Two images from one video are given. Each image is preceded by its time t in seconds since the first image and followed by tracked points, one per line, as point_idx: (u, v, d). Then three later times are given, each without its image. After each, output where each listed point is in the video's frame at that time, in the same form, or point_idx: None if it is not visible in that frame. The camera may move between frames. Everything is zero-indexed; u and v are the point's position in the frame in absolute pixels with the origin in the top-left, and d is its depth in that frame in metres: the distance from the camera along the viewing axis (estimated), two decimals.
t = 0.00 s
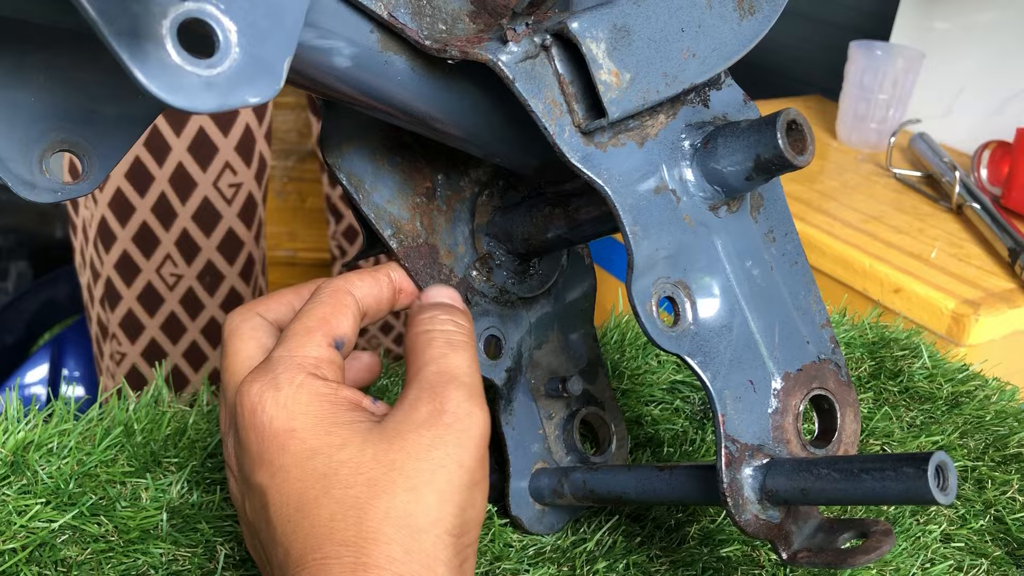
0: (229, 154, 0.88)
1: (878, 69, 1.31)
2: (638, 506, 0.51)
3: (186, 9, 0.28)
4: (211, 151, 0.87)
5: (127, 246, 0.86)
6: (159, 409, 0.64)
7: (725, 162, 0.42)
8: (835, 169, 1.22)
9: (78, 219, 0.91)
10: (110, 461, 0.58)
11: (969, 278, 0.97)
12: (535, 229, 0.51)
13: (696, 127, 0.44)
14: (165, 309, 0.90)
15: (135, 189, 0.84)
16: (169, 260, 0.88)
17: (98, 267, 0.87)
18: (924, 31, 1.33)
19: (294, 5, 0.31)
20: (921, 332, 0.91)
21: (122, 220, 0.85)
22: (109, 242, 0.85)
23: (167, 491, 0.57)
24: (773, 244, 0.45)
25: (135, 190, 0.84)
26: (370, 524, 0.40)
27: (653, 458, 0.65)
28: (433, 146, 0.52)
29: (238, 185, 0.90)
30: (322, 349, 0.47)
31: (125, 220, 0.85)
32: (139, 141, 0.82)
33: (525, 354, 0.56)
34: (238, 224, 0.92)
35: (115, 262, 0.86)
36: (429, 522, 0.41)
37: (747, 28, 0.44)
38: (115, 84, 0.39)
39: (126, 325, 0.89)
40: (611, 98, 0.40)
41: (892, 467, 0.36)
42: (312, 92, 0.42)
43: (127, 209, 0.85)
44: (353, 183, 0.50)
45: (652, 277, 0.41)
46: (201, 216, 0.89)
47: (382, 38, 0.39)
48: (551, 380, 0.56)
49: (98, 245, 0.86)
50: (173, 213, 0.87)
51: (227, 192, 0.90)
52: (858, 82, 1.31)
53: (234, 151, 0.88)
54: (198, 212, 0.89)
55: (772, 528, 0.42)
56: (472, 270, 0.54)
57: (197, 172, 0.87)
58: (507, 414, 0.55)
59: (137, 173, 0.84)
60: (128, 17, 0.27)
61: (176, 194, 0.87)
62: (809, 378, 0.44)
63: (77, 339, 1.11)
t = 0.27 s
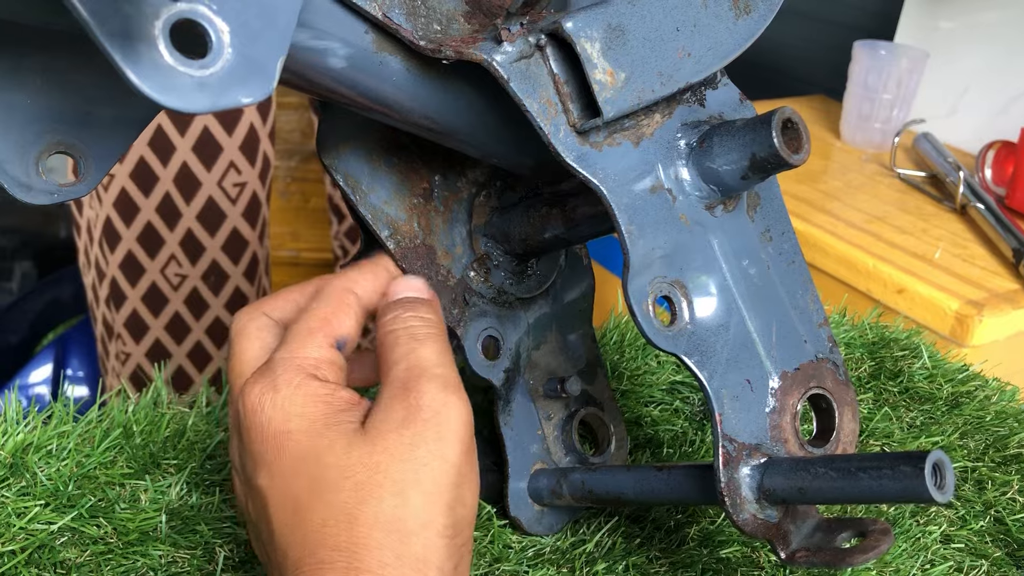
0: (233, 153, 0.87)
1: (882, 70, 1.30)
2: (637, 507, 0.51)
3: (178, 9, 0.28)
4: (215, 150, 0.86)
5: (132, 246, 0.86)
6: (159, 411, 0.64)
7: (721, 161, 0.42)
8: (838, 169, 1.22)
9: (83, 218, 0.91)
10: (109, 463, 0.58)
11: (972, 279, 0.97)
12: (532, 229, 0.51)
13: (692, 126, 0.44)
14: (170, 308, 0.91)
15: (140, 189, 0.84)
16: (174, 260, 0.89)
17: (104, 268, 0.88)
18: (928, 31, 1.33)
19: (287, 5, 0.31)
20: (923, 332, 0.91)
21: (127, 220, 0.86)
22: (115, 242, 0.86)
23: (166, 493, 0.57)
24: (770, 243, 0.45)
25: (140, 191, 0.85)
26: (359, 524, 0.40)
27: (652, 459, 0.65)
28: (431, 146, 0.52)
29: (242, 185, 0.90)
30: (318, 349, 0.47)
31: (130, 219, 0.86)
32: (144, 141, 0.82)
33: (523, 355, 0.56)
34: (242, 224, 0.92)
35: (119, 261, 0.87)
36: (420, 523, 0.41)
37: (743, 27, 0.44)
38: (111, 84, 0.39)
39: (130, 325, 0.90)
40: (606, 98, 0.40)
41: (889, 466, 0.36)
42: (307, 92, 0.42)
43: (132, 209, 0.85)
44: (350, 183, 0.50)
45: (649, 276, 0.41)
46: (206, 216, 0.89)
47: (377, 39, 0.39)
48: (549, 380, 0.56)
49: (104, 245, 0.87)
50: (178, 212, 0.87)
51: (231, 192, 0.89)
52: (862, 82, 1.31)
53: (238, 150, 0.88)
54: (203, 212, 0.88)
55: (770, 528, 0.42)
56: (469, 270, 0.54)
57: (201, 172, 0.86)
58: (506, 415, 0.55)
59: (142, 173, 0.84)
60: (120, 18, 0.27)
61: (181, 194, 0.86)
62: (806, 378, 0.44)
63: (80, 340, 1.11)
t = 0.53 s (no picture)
0: (237, 152, 0.88)
1: (886, 69, 1.30)
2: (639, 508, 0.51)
3: (175, 9, 0.28)
4: (219, 150, 0.87)
5: (136, 246, 0.86)
6: (160, 412, 0.64)
7: (721, 161, 0.42)
8: (841, 169, 1.22)
9: (87, 219, 0.91)
10: (109, 464, 0.58)
11: (975, 279, 0.97)
12: (533, 230, 0.51)
13: (692, 126, 0.44)
14: (172, 309, 0.90)
15: (143, 190, 0.84)
16: (178, 260, 0.89)
17: (106, 268, 0.87)
18: (932, 31, 1.33)
19: (284, 4, 0.31)
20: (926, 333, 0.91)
21: (130, 221, 0.85)
22: (118, 242, 0.85)
23: (167, 495, 0.57)
24: (771, 243, 0.45)
25: (143, 191, 0.84)
26: (365, 542, 0.38)
27: (654, 460, 0.65)
28: (431, 147, 0.52)
29: (245, 184, 0.90)
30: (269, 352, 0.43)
31: (134, 219, 0.85)
32: (148, 141, 0.82)
33: (524, 356, 0.55)
34: (246, 224, 0.92)
35: (123, 262, 0.86)
36: (432, 527, 0.39)
37: (743, 27, 0.44)
38: (109, 85, 0.39)
39: (133, 325, 0.89)
40: (606, 98, 0.40)
41: (891, 467, 0.36)
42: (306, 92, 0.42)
43: (135, 210, 0.85)
44: (350, 184, 0.50)
45: (650, 276, 0.41)
46: (209, 215, 0.90)
47: (376, 39, 0.39)
48: (550, 381, 0.56)
49: (106, 245, 0.85)
50: (182, 212, 0.88)
51: (234, 191, 0.90)
52: (865, 82, 1.31)
53: (241, 149, 0.88)
54: (206, 211, 0.89)
55: (772, 529, 0.42)
56: (470, 271, 0.54)
57: (204, 172, 0.87)
58: (507, 416, 0.54)
59: (144, 173, 0.84)
60: (116, 18, 0.27)
61: (184, 193, 0.87)
62: (808, 378, 0.44)
63: (83, 340, 1.11)
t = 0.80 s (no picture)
0: (240, 152, 0.88)
1: (888, 69, 1.30)
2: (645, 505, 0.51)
3: (189, 7, 0.28)
4: (222, 150, 0.87)
5: (139, 245, 0.86)
6: (167, 408, 0.65)
7: (729, 159, 0.42)
8: (845, 169, 1.22)
9: (91, 218, 0.91)
10: (118, 460, 0.59)
11: (979, 279, 0.97)
12: (540, 227, 0.51)
13: (699, 125, 0.44)
14: (175, 307, 0.91)
15: (146, 189, 0.85)
16: (180, 259, 0.89)
17: (110, 267, 0.87)
18: (935, 31, 1.33)
19: (297, 3, 0.31)
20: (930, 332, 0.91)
21: (134, 219, 0.85)
22: (121, 241, 0.86)
23: (175, 491, 0.57)
24: (777, 241, 0.45)
25: (146, 190, 0.85)
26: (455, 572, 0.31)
27: (660, 457, 0.65)
28: (439, 145, 0.52)
29: (249, 184, 0.90)
30: (374, 329, 0.31)
31: (137, 218, 0.85)
32: (151, 140, 0.83)
33: (530, 353, 0.56)
34: (248, 222, 0.92)
35: (126, 260, 0.87)
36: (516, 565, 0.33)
37: (750, 26, 0.44)
38: (120, 83, 0.39)
39: (137, 323, 0.90)
40: (614, 96, 0.40)
41: (897, 463, 0.36)
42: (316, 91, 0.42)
43: (139, 208, 0.85)
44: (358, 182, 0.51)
45: (657, 274, 0.41)
46: (211, 215, 0.90)
47: (385, 37, 0.39)
48: (556, 379, 0.56)
49: (109, 244, 0.86)
50: (184, 211, 0.88)
51: (238, 190, 0.90)
52: (868, 82, 1.31)
53: (244, 148, 0.88)
54: (209, 211, 0.89)
55: (778, 525, 0.42)
56: (477, 269, 0.54)
57: (208, 170, 0.87)
58: (513, 412, 0.55)
59: (148, 171, 0.84)
60: (131, 17, 0.27)
61: (187, 193, 0.87)
62: (814, 375, 0.44)
63: (88, 338, 1.11)
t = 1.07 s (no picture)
0: (241, 152, 0.88)
1: (891, 69, 1.30)
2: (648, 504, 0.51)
3: (195, 8, 0.28)
4: (223, 150, 0.87)
5: (141, 245, 0.86)
6: (171, 407, 0.65)
7: (733, 160, 0.42)
8: (847, 169, 1.22)
9: (92, 217, 0.91)
10: (122, 458, 0.59)
11: (982, 279, 0.97)
12: (544, 227, 0.51)
13: (703, 125, 0.44)
14: (177, 306, 0.91)
15: (148, 189, 0.84)
16: (182, 258, 0.89)
17: (111, 266, 0.87)
18: (938, 30, 1.33)
19: (302, 5, 0.31)
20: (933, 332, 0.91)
21: (135, 219, 0.85)
22: (123, 240, 0.86)
23: (179, 489, 0.58)
24: (781, 241, 0.45)
25: (148, 189, 0.84)
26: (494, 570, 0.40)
27: (663, 457, 0.65)
28: (443, 145, 0.52)
29: (250, 184, 0.91)
30: (441, 348, 0.44)
31: (139, 218, 0.85)
32: (153, 140, 0.82)
33: (534, 352, 0.56)
34: (249, 222, 0.93)
35: (128, 259, 0.86)
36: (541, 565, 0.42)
37: (754, 26, 0.44)
38: (125, 84, 0.39)
39: (139, 322, 0.90)
40: (618, 96, 0.40)
41: (900, 464, 0.36)
42: (320, 91, 0.42)
43: (140, 208, 0.85)
44: (362, 182, 0.51)
45: (661, 274, 0.41)
46: (213, 215, 0.90)
47: (390, 37, 0.39)
48: (560, 378, 0.56)
49: (111, 243, 0.86)
50: (185, 211, 0.87)
51: (239, 191, 0.90)
52: (871, 82, 1.31)
53: (245, 149, 0.88)
54: (211, 211, 0.89)
55: (781, 525, 0.42)
56: (481, 268, 0.54)
57: (209, 171, 0.87)
58: (516, 412, 0.55)
59: (150, 171, 0.84)
60: (138, 18, 0.27)
61: (189, 193, 0.87)
62: (817, 376, 0.44)
63: (91, 337, 1.12)
